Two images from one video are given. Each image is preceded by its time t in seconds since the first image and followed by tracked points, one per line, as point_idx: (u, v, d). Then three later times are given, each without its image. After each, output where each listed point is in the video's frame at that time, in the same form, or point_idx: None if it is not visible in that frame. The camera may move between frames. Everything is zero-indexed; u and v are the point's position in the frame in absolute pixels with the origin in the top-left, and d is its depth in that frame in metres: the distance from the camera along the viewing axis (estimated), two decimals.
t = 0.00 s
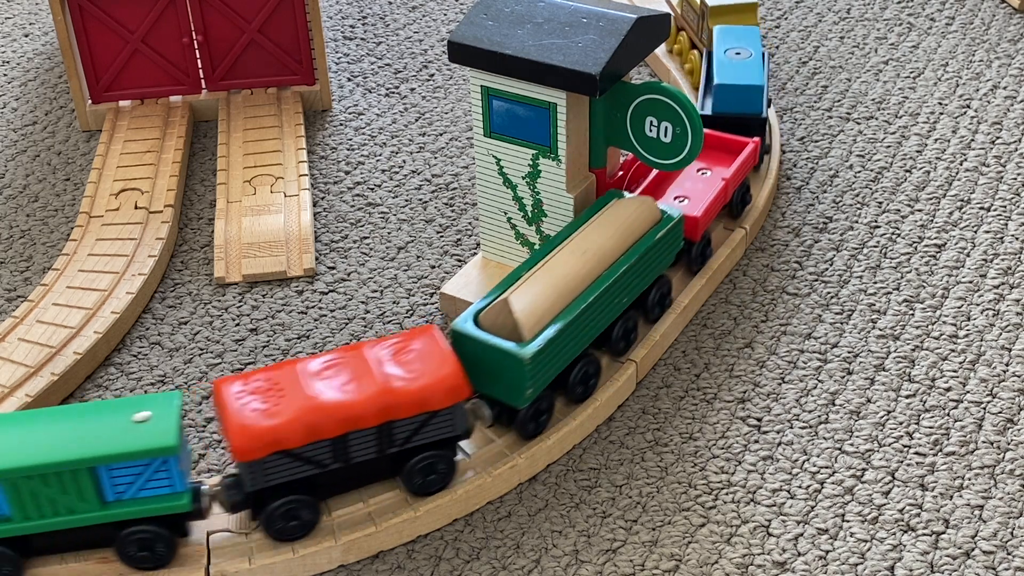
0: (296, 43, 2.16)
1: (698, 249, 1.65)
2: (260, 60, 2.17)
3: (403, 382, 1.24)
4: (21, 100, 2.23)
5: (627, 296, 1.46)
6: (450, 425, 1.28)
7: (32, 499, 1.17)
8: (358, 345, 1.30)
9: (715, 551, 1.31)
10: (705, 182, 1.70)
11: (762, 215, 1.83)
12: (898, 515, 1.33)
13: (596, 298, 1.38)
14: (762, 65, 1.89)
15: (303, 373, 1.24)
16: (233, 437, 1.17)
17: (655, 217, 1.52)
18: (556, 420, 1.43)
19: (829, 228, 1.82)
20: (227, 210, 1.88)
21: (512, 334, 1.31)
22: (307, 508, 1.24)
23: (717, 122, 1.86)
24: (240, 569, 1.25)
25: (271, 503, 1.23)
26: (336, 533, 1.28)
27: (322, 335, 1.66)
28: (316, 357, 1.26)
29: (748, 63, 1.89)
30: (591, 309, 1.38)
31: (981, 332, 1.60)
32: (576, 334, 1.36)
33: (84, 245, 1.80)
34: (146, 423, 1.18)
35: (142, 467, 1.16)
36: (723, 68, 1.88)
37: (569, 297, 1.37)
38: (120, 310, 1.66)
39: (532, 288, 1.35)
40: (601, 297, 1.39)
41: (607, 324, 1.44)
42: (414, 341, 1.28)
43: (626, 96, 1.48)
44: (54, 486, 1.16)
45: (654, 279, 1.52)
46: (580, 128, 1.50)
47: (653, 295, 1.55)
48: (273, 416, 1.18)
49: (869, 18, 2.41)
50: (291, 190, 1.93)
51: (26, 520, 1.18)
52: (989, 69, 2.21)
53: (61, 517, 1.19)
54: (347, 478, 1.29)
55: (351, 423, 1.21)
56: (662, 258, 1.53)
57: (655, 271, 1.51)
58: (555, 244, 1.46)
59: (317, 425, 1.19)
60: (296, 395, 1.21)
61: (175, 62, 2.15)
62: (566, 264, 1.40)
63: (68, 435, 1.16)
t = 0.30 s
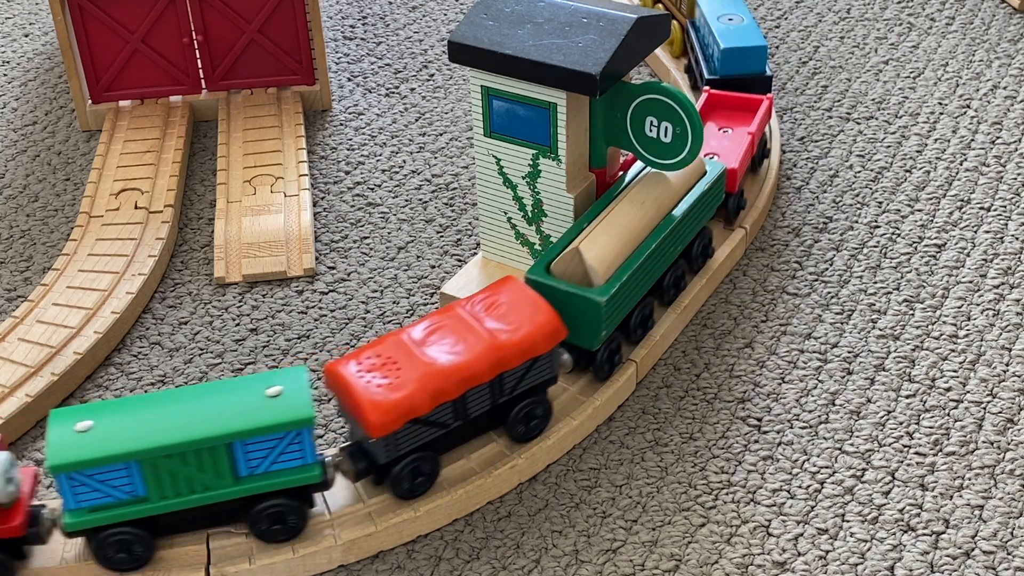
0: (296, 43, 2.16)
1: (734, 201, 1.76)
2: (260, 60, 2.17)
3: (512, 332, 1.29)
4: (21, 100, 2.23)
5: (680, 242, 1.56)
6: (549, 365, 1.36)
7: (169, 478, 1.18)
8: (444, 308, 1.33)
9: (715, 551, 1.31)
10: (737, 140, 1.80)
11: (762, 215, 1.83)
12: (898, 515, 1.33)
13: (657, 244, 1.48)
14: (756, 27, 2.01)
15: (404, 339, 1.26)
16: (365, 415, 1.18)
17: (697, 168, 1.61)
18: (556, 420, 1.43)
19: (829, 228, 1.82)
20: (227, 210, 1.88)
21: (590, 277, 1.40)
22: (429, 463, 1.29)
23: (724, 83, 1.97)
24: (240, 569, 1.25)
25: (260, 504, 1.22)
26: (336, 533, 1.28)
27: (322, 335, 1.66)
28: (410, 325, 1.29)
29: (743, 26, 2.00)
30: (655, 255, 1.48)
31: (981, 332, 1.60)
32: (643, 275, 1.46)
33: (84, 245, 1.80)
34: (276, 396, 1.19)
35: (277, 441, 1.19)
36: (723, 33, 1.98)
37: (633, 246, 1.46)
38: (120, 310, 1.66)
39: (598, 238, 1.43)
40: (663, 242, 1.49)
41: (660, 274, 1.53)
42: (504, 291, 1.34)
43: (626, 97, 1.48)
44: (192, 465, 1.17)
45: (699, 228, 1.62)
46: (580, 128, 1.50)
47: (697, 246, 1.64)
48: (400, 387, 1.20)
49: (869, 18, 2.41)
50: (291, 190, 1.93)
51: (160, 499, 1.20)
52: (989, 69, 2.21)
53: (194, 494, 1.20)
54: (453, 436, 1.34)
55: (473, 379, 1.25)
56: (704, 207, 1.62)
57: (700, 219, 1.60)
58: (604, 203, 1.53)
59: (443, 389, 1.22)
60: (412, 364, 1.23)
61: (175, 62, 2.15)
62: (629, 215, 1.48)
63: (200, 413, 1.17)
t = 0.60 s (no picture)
0: (296, 44, 2.16)
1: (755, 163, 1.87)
2: (260, 60, 2.17)
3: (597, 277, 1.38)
4: (21, 100, 2.23)
5: (720, 193, 1.66)
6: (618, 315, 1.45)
7: (296, 449, 1.22)
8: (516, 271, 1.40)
9: (715, 551, 1.31)
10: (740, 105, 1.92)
11: (762, 215, 1.83)
12: (898, 515, 1.33)
13: (703, 194, 1.58)
14: None
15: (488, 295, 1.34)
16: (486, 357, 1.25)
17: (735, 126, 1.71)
18: (556, 420, 1.43)
19: (829, 228, 1.82)
20: (227, 210, 1.88)
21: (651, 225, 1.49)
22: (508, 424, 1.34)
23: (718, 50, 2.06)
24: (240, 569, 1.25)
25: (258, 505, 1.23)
26: (336, 534, 1.28)
27: (322, 335, 1.66)
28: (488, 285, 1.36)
29: None
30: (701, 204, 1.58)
31: (981, 332, 1.60)
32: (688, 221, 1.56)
33: (84, 245, 1.80)
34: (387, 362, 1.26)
35: (397, 405, 1.24)
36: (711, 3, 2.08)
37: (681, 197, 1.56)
38: (120, 310, 1.66)
39: (648, 189, 1.52)
40: (706, 193, 1.59)
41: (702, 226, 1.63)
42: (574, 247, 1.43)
43: (626, 97, 1.48)
44: (318, 435, 1.22)
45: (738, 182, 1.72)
46: (580, 128, 1.50)
47: (733, 203, 1.74)
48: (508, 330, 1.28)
49: (869, 19, 2.41)
50: (291, 190, 1.93)
51: (286, 473, 1.23)
52: (989, 69, 2.21)
53: (317, 465, 1.24)
54: (539, 385, 1.42)
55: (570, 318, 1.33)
56: (743, 162, 1.72)
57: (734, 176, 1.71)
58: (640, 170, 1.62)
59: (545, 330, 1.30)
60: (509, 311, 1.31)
61: (175, 62, 2.15)
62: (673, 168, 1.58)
63: (321, 385, 1.22)
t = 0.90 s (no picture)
0: (296, 44, 2.16)
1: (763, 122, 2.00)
2: (260, 60, 2.17)
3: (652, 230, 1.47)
4: (21, 100, 2.23)
5: (751, 151, 1.76)
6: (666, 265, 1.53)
7: (409, 411, 1.25)
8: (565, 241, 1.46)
9: (715, 551, 1.31)
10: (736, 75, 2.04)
11: (762, 215, 1.83)
12: (898, 515, 1.33)
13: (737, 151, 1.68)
14: None
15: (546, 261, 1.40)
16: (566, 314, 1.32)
17: (758, 89, 1.81)
18: (556, 420, 1.43)
19: (829, 228, 1.82)
20: (227, 210, 1.88)
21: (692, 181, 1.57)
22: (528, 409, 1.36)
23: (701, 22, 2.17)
24: (240, 569, 1.25)
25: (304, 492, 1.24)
26: (336, 534, 1.28)
27: (322, 335, 1.66)
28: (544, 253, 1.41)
29: None
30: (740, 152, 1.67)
31: (981, 333, 1.60)
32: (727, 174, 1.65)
33: (84, 245, 1.80)
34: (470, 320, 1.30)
35: (494, 358, 1.29)
36: None
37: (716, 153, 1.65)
38: (120, 310, 1.66)
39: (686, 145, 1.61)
40: (739, 149, 1.69)
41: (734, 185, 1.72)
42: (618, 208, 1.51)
43: (626, 97, 1.48)
44: (431, 395, 1.25)
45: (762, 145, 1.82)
46: (580, 128, 1.50)
47: (758, 164, 1.84)
48: (577, 284, 1.35)
49: (869, 18, 2.41)
50: (291, 190, 1.93)
51: (398, 436, 1.26)
52: (989, 69, 2.21)
53: (426, 425, 1.28)
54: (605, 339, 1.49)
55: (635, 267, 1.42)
56: (767, 124, 1.82)
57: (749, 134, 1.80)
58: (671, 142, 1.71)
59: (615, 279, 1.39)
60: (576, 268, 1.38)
61: (175, 62, 2.15)
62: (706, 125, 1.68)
63: (422, 347, 1.25)
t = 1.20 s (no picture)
0: (296, 44, 2.16)
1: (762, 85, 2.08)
2: (260, 59, 2.17)
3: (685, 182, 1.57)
4: (21, 100, 2.23)
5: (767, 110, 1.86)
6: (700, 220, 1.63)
7: (502, 366, 1.32)
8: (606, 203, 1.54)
9: (715, 551, 1.31)
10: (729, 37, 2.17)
11: (762, 214, 1.83)
12: (898, 515, 1.33)
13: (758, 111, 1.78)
14: None
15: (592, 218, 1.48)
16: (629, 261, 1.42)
17: (765, 53, 1.92)
18: (556, 420, 1.43)
19: (829, 228, 1.82)
20: (227, 210, 1.88)
21: (737, 131, 1.71)
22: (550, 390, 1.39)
23: None
24: (240, 569, 1.25)
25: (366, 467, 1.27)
26: (336, 534, 1.28)
27: (322, 335, 1.66)
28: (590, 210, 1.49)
29: None
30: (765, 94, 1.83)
31: (981, 332, 1.60)
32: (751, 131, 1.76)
33: (84, 245, 1.80)
34: (539, 277, 1.37)
35: (567, 308, 1.37)
36: None
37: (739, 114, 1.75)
38: (120, 311, 1.66)
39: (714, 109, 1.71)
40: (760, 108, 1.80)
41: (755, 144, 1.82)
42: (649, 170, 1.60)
43: (626, 97, 1.48)
44: (520, 349, 1.32)
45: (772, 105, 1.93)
46: (580, 128, 1.50)
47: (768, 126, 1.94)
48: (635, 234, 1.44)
49: (869, 18, 2.41)
50: (291, 190, 1.93)
51: (494, 392, 1.33)
52: (989, 69, 2.21)
53: (515, 379, 1.34)
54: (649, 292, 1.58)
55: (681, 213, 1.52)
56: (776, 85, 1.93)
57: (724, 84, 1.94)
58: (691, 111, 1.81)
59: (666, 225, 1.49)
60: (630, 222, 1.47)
61: (175, 62, 2.15)
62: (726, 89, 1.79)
63: (512, 308, 1.31)
